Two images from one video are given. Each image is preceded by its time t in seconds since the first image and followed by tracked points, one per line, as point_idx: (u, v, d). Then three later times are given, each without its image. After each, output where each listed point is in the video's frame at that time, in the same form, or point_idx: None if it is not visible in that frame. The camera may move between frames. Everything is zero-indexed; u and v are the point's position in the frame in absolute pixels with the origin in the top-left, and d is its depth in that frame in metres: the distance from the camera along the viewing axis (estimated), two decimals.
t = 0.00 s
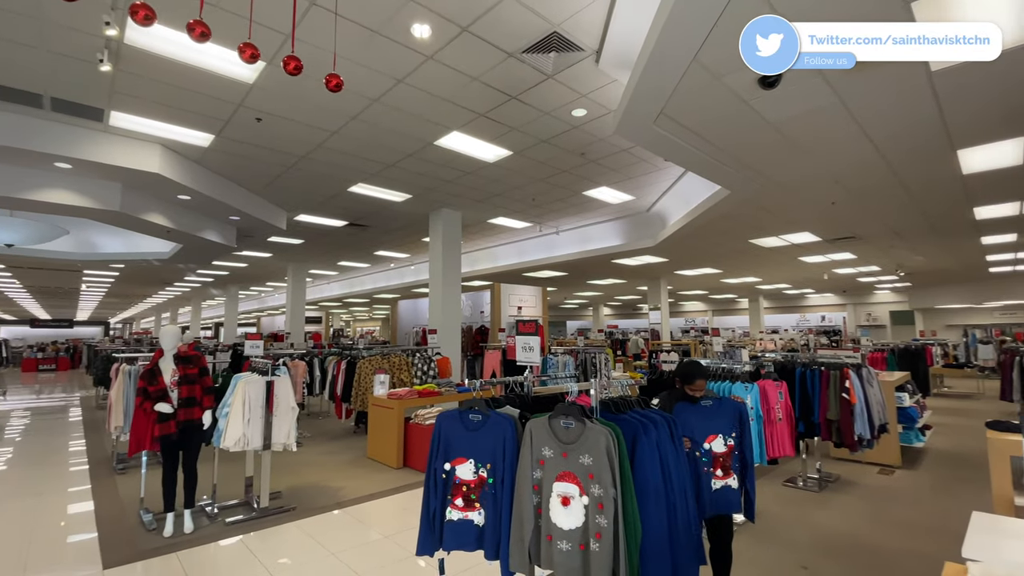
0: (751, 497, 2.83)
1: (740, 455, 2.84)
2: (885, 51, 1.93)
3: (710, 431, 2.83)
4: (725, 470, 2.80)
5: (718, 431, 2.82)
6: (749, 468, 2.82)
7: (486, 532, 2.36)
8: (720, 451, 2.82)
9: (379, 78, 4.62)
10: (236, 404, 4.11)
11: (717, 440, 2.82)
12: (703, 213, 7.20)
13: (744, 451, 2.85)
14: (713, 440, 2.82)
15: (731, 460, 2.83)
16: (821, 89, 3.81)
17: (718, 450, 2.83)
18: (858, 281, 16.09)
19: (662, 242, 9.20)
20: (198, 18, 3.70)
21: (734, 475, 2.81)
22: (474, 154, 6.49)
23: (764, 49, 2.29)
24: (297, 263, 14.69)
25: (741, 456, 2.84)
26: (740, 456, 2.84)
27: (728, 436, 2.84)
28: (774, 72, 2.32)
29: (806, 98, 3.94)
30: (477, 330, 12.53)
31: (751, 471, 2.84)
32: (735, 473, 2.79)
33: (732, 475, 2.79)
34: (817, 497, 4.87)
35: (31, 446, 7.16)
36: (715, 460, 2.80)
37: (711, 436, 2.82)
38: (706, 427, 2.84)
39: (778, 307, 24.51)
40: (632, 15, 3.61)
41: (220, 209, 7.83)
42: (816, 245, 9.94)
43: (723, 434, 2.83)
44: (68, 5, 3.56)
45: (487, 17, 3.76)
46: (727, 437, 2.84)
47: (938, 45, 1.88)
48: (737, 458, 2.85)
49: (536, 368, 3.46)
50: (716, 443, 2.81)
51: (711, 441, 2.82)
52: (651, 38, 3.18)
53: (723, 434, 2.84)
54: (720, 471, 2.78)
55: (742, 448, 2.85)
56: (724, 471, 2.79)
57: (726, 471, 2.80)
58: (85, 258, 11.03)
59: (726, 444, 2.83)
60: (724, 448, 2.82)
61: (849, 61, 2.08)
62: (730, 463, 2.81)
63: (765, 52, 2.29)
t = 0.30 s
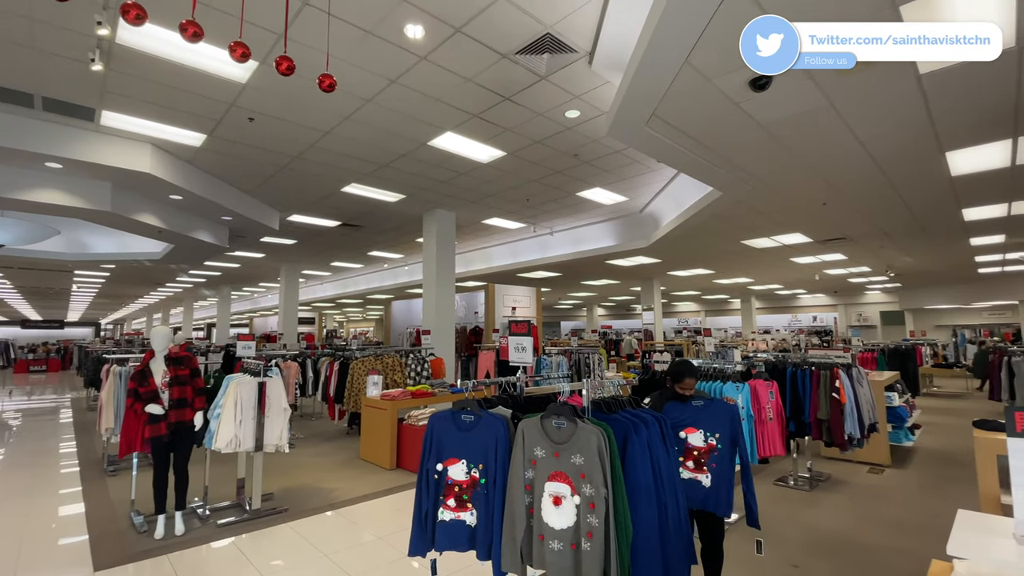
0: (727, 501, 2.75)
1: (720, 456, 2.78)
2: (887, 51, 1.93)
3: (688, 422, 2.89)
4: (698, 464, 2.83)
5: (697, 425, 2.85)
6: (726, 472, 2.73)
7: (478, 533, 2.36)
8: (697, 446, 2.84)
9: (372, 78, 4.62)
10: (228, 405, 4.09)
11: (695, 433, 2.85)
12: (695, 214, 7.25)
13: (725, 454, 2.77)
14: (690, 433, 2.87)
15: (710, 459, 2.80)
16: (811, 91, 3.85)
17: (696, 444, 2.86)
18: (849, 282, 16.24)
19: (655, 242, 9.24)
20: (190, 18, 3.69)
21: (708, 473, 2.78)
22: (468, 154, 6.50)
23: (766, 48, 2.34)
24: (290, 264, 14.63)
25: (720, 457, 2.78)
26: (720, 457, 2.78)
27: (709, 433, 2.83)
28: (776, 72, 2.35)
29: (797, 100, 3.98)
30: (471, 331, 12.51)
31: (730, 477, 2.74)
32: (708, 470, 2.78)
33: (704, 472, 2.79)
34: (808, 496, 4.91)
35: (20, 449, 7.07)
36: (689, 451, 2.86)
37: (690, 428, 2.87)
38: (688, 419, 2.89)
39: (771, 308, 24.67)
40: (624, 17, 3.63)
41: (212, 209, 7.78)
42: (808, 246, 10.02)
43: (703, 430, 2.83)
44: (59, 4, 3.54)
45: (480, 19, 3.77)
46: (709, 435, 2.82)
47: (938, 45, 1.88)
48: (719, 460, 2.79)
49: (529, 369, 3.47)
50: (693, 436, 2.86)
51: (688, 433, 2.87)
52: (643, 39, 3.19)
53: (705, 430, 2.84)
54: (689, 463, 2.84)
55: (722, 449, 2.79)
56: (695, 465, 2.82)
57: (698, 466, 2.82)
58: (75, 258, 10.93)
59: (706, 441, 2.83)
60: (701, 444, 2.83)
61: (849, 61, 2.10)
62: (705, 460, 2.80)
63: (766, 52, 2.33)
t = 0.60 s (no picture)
0: (726, 503, 2.75)
1: (719, 459, 2.77)
2: (886, 52, 1.88)
3: (687, 424, 2.89)
4: (696, 466, 2.84)
5: (695, 427, 2.85)
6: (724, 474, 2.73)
7: (478, 533, 2.37)
8: (696, 447, 2.84)
9: (373, 80, 4.64)
10: (229, 407, 4.10)
11: (694, 435, 2.85)
12: (695, 214, 7.25)
13: (724, 456, 2.77)
14: (689, 434, 2.87)
15: (709, 461, 2.80)
16: (810, 92, 3.86)
17: (695, 445, 2.85)
18: (850, 282, 16.22)
19: (655, 243, 9.24)
20: (191, 21, 3.71)
21: (706, 475, 2.79)
22: (468, 155, 6.50)
23: (765, 48, 2.29)
24: (291, 265, 14.65)
25: (719, 459, 2.77)
26: (718, 459, 2.77)
27: (708, 435, 2.82)
28: (775, 72, 2.29)
29: (795, 100, 3.98)
30: (472, 332, 12.51)
31: (728, 479, 2.74)
32: (706, 472, 2.79)
33: (702, 474, 2.80)
34: (809, 496, 4.91)
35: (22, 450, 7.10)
36: (688, 452, 2.86)
37: (688, 429, 2.88)
38: (687, 420, 2.89)
39: (772, 308, 24.66)
40: (623, 18, 3.64)
41: (213, 211, 7.80)
42: (809, 246, 10.02)
43: (702, 432, 2.83)
44: (62, 8, 3.56)
45: (479, 21, 3.78)
46: (708, 437, 2.82)
47: (938, 45, 1.83)
48: (718, 462, 2.78)
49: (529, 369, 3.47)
50: (691, 437, 2.86)
51: (686, 434, 2.87)
52: (641, 40, 3.20)
53: (703, 432, 2.83)
54: (688, 465, 2.84)
55: (722, 451, 2.78)
56: (694, 466, 2.83)
57: (697, 468, 2.83)
58: (77, 260, 10.96)
59: (705, 443, 2.82)
60: (700, 445, 2.83)
61: (849, 61, 2.05)
62: (704, 462, 2.80)
63: (766, 52, 2.28)
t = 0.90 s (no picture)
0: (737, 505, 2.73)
1: (729, 461, 2.76)
2: (886, 52, 1.88)
3: (696, 426, 2.88)
4: (706, 469, 2.81)
5: (705, 429, 2.84)
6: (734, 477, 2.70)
7: (488, 533, 2.38)
8: (706, 450, 2.82)
9: (380, 84, 4.67)
10: (241, 408, 4.15)
11: (703, 437, 2.84)
12: (704, 214, 7.21)
13: (734, 457, 2.76)
14: (698, 437, 2.85)
15: (719, 463, 2.77)
16: (820, 89, 3.82)
17: (705, 448, 2.83)
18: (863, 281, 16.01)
19: (664, 243, 9.19)
20: (202, 27, 3.76)
21: (718, 477, 2.76)
22: (476, 157, 6.52)
23: (765, 48, 2.23)
24: (301, 267, 14.79)
25: (729, 461, 2.76)
26: (729, 461, 2.76)
27: (718, 438, 2.80)
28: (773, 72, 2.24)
29: (804, 98, 3.95)
30: (481, 333, 12.52)
31: (739, 480, 2.73)
32: (717, 475, 2.76)
33: (713, 476, 2.77)
34: (821, 498, 4.86)
35: (40, 450, 7.24)
36: (697, 455, 2.84)
37: (697, 431, 2.87)
38: (696, 422, 2.88)
39: (783, 308, 24.43)
40: (630, 18, 3.64)
41: (225, 214, 7.90)
42: (820, 245, 9.91)
43: (712, 434, 2.82)
44: (76, 16, 3.63)
45: (486, 23, 3.80)
46: (718, 439, 2.80)
47: (938, 45, 1.82)
48: (727, 464, 2.76)
49: (537, 370, 3.47)
50: (701, 440, 2.84)
51: (696, 437, 2.86)
52: (648, 40, 3.19)
53: (713, 434, 2.82)
54: (698, 468, 2.82)
55: (732, 453, 2.77)
56: (704, 470, 2.80)
57: (707, 470, 2.80)
58: (92, 263, 11.15)
59: (715, 445, 2.80)
60: (710, 448, 2.81)
61: (849, 61, 2.02)
62: (715, 464, 2.78)
63: (766, 52, 2.21)
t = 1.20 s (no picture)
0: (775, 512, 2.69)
1: (759, 467, 2.72)
2: (887, 50, 2.13)
3: (721, 441, 2.75)
4: (739, 482, 2.71)
5: (731, 442, 2.73)
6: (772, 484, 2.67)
7: (506, 533, 2.38)
8: (735, 463, 2.73)
9: (397, 87, 4.72)
10: (264, 408, 4.24)
11: (730, 451, 2.74)
12: (723, 212, 7.12)
13: (761, 463, 2.73)
14: (725, 451, 2.73)
15: (751, 473, 2.71)
16: (842, 85, 3.75)
17: (732, 461, 2.74)
18: (889, 279, 15.60)
19: (682, 242, 9.10)
20: (223, 36, 3.85)
21: (752, 487, 2.69)
22: (491, 158, 6.54)
23: (766, 47, 2.57)
24: (320, 270, 15.03)
25: (759, 468, 2.72)
26: (758, 468, 2.72)
27: (745, 447, 2.74)
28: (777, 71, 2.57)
29: (825, 94, 3.87)
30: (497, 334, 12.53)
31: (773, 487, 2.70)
32: (752, 485, 2.69)
33: (749, 488, 2.69)
34: (847, 501, 4.75)
35: (71, 449, 7.49)
36: (728, 470, 2.72)
37: (723, 446, 2.75)
38: (720, 436, 2.75)
39: (806, 307, 23.95)
40: (646, 16, 3.61)
41: (246, 219, 8.07)
42: (843, 243, 9.70)
43: (738, 445, 2.73)
44: (103, 27, 3.76)
45: (500, 25, 3.81)
46: (744, 449, 2.73)
47: (938, 45, 2.08)
48: (758, 472, 2.72)
49: (554, 370, 3.46)
50: (728, 454, 2.73)
51: (724, 452, 2.73)
52: (664, 38, 3.16)
53: (738, 445, 2.74)
54: (732, 484, 2.69)
55: (760, 459, 2.74)
56: (738, 484, 2.69)
57: (741, 484, 2.70)
58: (119, 267, 11.49)
59: (743, 456, 2.73)
60: (739, 460, 2.72)
61: (849, 61, 2.26)
62: (746, 475, 2.71)
63: (766, 52, 2.57)
